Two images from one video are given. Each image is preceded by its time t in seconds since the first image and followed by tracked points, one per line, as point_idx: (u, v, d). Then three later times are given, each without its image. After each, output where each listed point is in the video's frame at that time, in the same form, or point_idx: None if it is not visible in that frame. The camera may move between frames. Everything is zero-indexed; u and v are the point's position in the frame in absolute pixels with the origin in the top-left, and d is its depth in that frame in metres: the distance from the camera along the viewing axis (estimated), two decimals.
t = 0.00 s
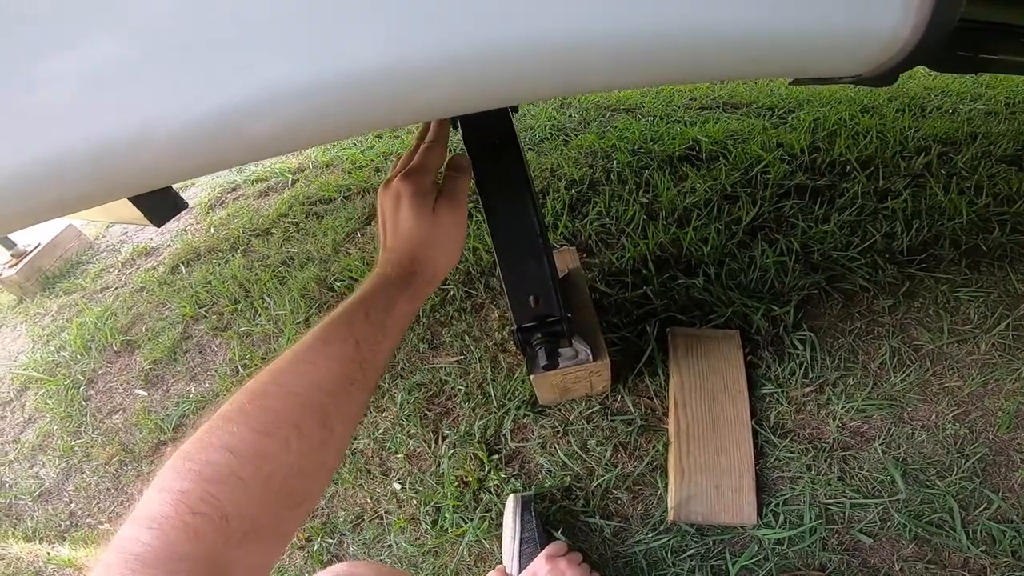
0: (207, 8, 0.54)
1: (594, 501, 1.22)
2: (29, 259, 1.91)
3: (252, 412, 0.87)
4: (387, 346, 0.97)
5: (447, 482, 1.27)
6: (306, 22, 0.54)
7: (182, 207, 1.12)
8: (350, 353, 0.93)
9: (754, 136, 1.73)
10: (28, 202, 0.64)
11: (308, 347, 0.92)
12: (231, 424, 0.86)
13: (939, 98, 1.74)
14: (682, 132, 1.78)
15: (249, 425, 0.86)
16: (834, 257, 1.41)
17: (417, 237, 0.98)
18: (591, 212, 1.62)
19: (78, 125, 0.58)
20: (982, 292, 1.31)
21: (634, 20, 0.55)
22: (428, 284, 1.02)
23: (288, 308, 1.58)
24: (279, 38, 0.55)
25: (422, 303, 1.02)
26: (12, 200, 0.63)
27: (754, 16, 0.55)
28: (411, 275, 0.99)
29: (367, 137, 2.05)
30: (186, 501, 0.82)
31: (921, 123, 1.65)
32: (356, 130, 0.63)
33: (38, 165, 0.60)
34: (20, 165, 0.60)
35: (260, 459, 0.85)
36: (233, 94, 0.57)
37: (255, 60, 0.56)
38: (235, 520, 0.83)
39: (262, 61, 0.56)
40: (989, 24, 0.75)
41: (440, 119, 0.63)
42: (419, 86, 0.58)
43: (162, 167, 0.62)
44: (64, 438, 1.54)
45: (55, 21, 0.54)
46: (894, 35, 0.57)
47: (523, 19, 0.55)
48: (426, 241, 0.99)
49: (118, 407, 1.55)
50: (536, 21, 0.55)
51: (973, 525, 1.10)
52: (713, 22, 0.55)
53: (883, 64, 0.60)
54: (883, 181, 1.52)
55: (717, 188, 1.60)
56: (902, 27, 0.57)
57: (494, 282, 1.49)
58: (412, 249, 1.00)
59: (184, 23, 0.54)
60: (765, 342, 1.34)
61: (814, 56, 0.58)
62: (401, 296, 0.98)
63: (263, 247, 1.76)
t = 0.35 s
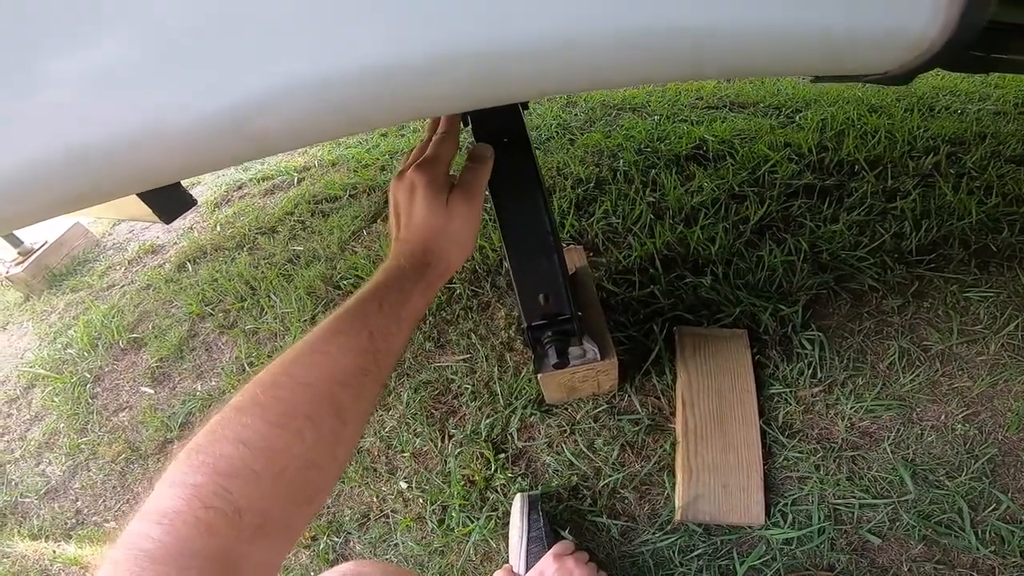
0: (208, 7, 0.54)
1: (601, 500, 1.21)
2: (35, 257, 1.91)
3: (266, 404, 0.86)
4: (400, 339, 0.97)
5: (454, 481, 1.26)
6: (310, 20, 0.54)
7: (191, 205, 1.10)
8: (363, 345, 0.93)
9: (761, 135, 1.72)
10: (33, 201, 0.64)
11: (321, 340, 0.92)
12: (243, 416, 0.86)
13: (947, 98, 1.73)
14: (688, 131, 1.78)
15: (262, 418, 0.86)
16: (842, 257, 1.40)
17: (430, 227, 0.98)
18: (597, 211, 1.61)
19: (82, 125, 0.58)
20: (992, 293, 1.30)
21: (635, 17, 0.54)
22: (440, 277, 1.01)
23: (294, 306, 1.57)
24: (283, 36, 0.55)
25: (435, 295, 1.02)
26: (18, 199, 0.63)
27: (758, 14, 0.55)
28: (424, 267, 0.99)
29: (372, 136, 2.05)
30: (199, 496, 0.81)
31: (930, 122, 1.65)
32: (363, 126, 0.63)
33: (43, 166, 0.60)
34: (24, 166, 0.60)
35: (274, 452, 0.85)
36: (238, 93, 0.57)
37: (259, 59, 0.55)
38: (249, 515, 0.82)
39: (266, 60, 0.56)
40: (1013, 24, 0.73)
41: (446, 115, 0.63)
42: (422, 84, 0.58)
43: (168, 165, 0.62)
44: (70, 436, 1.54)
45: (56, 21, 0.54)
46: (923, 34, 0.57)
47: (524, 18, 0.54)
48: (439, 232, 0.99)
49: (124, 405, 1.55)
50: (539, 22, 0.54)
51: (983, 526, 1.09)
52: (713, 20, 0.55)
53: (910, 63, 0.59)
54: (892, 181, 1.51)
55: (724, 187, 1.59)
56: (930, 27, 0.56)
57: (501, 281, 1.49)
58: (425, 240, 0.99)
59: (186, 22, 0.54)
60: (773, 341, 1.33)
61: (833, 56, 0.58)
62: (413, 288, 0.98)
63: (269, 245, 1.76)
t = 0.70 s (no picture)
0: (220, 9, 0.54)
1: (606, 499, 1.22)
2: (43, 254, 1.92)
3: (288, 402, 0.87)
4: (417, 336, 0.98)
5: (460, 478, 1.27)
6: (320, 23, 0.55)
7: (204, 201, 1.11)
8: (382, 341, 0.94)
9: (767, 137, 1.73)
10: (47, 202, 0.65)
11: (341, 337, 0.93)
12: (266, 415, 0.86)
13: (952, 101, 1.74)
14: (694, 133, 1.79)
15: (285, 415, 0.86)
16: (847, 258, 1.41)
17: (445, 225, 1.00)
18: (603, 211, 1.62)
19: (95, 128, 0.58)
20: (996, 295, 1.31)
21: (644, 21, 0.55)
22: (455, 273, 1.04)
23: (301, 304, 1.58)
24: (293, 36, 0.55)
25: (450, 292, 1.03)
26: (33, 200, 0.64)
27: (766, 20, 0.55)
28: (439, 263, 1.00)
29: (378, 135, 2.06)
30: (222, 494, 0.81)
31: (935, 125, 1.65)
32: (376, 129, 0.64)
33: (55, 167, 0.61)
34: (37, 167, 0.61)
35: (297, 449, 0.85)
36: (249, 94, 0.58)
37: (269, 60, 0.56)
38: (273, 513, 0.82)
39: (276, 61, 0.56)
40: None
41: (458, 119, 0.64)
42: (435, 86, 0.59)
43: (180, 165, 0.63)
44: (77, 432, 1.55)
45: (64, 23, 0.54)
46: (934, 42, 0.57)
47: (536, 22, 0.55)
48: (454, 229, 1.01)
49: (131, 402, 1.56)
50: (554, 27, 0.55)
51: (985, 525, 1.10)
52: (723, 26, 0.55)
53: (922, 71, 0.60)
54: (896, 183, 1.52)
55: (729, 189, 1.60)
56: (942, 32, 0.57)
57: (507, 280, 1.50)
58: (440, 236, 1.01)
59: (198, 25, 0.55)
60: (777, 342, 1.34)
61: (842, 62, 0.59)
62: (429, 286, 1.00)
63: (276, 244, 1.77)
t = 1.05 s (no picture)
0: (220, 8, 0.55)
1: (605, 498, 1.22)
2: (46, 253, 1.93)
3: (295, 410, 0.87)
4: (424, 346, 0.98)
5: (460, 477, 1.28)
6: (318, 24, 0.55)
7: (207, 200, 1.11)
8: (388, 352, 0.94)
9: (768, 138, 1.73)
10: (47, 201, 0.66)
11: (349, 346, 0.93)
12: (274, 421, 0.87)
13: (954, 103, 1.74)
14: (694, 134, 1.79)
15: (292, 423, 0.86)
16: (847, 260, 1.41)
17: (449, 237, 1.01)
18: (603, 212, 1.63)
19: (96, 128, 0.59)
20: (995, 297, 1.31)
21: (634, 18, 0.55)
22: (461, 284, 1.03)
23: (303, 304, 1.59)
24: (289, 36, 0.56)
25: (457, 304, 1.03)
26: (34, 199, 0.65)
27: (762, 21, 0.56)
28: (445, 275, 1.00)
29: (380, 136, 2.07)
30: (229, 499, 0.82)
31: (937, 126, 1.66)
32: (373, 130, 0.64)
33: (56, 167, 0.62)
34: (40, 166, 0.62)
35: (303, 456, 0.85)
36: (247, 95, 0.58)
37: (268, 62, 0.57)
38: (278, 520, 0.82)
39: (273, 62, 0.57)
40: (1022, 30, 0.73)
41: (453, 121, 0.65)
42: (429, 86, 0.59)
43: (180, 166, 0.64)
44: (79, 430, 1.56)
45: (68, 24, 0.55)
46: (923, 42, 0.58)
47: (531, 23, 0.55)
48: (459, 241, 1.01)
49: (133, 400, 1.57)
50: (546, 25, 0.56)
51: (982, 526, 1.10)
52: (713, 24, 0.56)
53: (909, 73, 0.60)
54: (897, 185, 1.52)
55: (730, 190, 1.60)
56: (929, 33, 0.57)
57: (508, 281, 1.50)
58: (446, 248, 1.02)
59: (197, 27, 0.55)
60: (777, 343, 1.34)
61: (830, 62, 0.59)
62: (436, 297, 1.00)
63: (278, 243, 1.78)
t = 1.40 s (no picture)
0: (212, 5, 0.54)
1: (603, 502, 1.22)
2: (44, 253, 1.93)
3: (287, 399, 0.88)
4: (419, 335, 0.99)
5: (457, 481, 1.27)
6: (311, 23, 0.55)
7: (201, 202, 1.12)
8: (382, 339, 0.95)
9: (769, 139, 1.72)
10: (40, 199, 0.65)
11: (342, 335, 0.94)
12: (267, 411, 0.87)
13: (955, 103, 1.73)
14: (695, 135, 1.78)
15: (285, 412, 0.87)
16: (848, 262, 1.40)
17: (436, 218, 1.02)
18: (603, 213, 1.62)
19: (93, 126, 0.58)
20: (997, 299, 1.30)
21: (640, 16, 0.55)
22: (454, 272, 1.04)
23: (300, 305, 1.58)
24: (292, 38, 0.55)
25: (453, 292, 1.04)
26: (29, 198, 0.64)
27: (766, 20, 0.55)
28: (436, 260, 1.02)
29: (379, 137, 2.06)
30: (223, 491, 0.81)
31: (939, 127, 1.64)
32: (371, 131, 0.64)
33: (51, 164, 0.61)
34: (34, 165, 0.61)
35: (298, 445, 0.86)
36: (246, 95, 0.58)
37: (260, 60, 0.56)
38: (273, 511, 0.82)
39: (274, 63, 0.56)
40: None
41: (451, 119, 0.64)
42: (429, 87, 0.59)
43: (174, 164, 0.63)
44: (76, 432, 1.55)
45: (59, 21, 0.54)
46: (931, 40, 0.57)
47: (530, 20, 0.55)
48: (448, 224, 1.03)
49: (130, 402, 1.56)
50: (550, 25, 0.55)
51: (984, 530, 1.09)
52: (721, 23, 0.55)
53: (915, 71, 0.60)
54: (898, 186, 1.51)
55: (730, 192, 1.59)
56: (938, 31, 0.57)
57: (506, 283, 1.49)
58: (434, 232, 1.03)
59: (189, 25, 0.55)
60: (777, 345, 1.33)
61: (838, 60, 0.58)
62: (428, 284, 1.01)
63: (276, 245, 1.77)
